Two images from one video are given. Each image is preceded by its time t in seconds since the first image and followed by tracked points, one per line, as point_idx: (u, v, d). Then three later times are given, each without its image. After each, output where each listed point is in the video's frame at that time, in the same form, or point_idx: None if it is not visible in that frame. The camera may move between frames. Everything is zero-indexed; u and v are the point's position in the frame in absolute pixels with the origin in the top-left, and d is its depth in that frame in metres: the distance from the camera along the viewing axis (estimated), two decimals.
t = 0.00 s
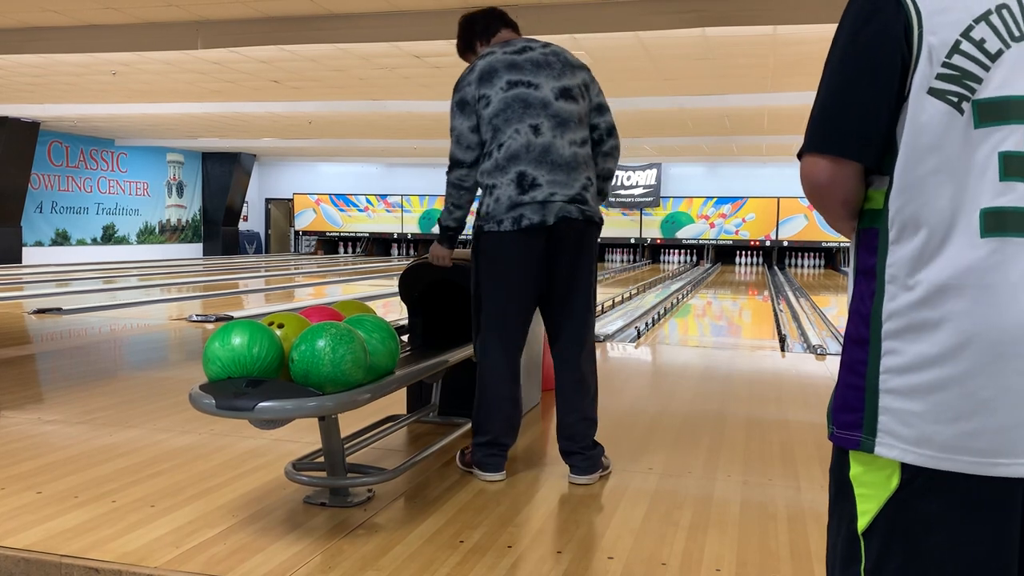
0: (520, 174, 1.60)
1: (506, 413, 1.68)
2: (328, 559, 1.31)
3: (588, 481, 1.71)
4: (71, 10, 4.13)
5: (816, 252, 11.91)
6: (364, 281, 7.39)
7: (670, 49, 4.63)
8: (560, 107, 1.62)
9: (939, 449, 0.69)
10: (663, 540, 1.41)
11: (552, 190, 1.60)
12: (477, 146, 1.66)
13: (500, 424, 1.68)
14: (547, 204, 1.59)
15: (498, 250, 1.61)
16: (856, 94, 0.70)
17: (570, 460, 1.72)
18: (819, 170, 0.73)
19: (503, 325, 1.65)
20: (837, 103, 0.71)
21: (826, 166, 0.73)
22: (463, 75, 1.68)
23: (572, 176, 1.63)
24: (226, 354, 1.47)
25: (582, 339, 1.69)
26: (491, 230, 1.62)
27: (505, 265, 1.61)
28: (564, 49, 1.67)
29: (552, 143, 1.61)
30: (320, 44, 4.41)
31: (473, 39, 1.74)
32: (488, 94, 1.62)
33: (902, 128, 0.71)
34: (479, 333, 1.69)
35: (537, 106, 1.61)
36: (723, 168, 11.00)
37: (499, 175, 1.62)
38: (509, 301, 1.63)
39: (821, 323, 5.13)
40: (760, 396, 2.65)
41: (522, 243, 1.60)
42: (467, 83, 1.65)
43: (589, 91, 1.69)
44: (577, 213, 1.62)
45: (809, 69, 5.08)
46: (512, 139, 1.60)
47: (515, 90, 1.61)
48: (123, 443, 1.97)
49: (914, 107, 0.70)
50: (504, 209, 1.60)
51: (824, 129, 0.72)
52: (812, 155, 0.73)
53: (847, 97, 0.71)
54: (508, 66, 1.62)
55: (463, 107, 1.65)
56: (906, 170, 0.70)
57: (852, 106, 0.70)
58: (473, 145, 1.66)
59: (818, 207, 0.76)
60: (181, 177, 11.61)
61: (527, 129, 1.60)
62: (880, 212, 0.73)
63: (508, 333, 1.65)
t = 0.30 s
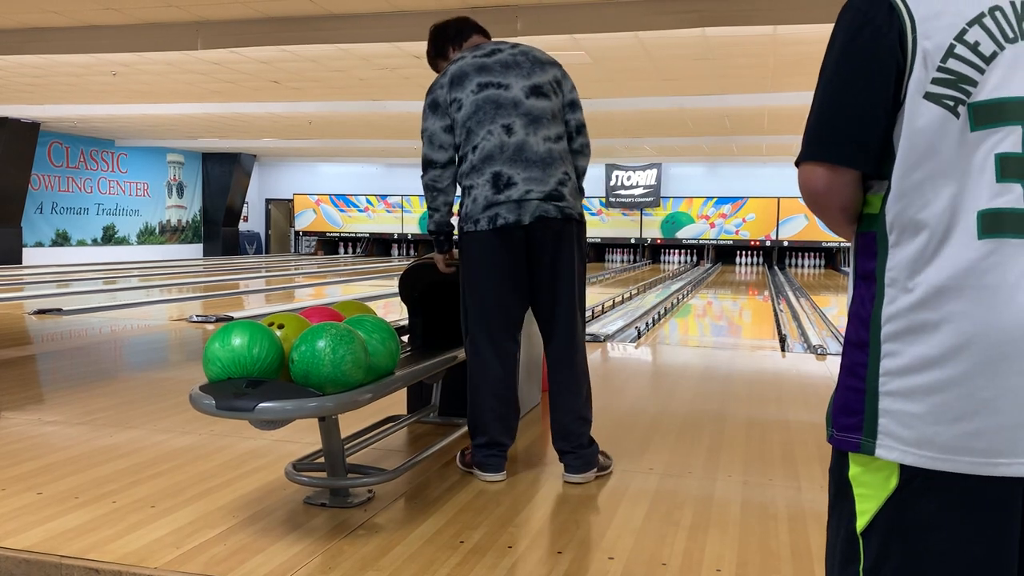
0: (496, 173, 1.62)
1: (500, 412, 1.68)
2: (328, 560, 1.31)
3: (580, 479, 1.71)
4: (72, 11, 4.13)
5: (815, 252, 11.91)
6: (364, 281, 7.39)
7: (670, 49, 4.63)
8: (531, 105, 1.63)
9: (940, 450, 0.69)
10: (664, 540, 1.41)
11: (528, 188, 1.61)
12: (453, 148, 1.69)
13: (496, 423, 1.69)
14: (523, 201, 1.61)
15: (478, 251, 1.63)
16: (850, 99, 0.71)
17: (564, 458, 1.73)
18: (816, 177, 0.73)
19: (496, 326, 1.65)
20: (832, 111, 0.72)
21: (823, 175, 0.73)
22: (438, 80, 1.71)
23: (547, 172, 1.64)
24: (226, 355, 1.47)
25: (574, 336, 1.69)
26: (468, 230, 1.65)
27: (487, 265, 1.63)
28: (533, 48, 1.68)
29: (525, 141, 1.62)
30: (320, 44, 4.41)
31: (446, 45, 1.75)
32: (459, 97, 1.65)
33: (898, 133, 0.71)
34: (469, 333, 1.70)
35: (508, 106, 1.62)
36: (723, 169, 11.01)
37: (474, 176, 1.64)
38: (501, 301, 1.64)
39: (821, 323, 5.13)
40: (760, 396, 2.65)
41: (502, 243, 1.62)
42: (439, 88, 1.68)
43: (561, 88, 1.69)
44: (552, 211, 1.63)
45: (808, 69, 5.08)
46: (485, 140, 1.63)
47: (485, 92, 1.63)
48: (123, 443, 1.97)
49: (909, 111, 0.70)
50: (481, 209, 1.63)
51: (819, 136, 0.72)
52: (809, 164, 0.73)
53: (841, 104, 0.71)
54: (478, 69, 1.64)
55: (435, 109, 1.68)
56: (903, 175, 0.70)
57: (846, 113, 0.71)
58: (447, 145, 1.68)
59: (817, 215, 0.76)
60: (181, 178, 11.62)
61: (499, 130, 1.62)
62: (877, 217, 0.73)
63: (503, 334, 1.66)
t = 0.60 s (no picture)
0: (497, 170, 1.62)
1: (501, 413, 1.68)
2: (330, 560, 1.31)
3: (570, 475, 1.72)
4: (73, 12, 4.13)
5: (816, 252, 11.91)
6: (365, 282, 7.39)
7: (671, 49, 4.62)
8: (524, 101, 1.64)
9: (946, 452, 0.69)
10: (665, 540, 1.41)
11: (530, 181, 1.62)
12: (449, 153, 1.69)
13: (496, 424, 1.69)
14: (526, 195, 1.61)
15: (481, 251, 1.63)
16: (853, 102, 0.71)
17: (556, 454, 1.73)
18: (818, 182, 0.73)
19: (499, 326, 1.65)
20: (834, 113, 0.72)
21: (824, 178, 0.73)
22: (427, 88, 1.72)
23: (546, 166, 1.64)
24: (227, 356, 1.47)
25: (575, 336, 1.70)
26: (472, 231, 1.64)
27: (491, 265, 1.63)
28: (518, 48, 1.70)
29: (522, 136, 1.63)
30: (321, 45, 4.41)
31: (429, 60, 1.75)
32: (452, 101, 1.65)
33: (900, 135, 0.71)
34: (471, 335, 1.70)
35: (502, 104, 1.63)
36: (724, 168, 11.01)
37: (475, 176, 1.64)
38: (504, 302, 1.65)
39: (822, 323, 5.13)
40: (761, 396, 2.64)
41: (505, 241, 1.62)
42: (431, 94, 1.68)
43: (550, 86, 1.71)
44: (554, 202, 1.64)
45: (809, 68, 5.07)
46: (482, 138, 1.62)
47: (478, 92, 1.63)
48: (124, 444, 1.97)
49: (912, 113, 0.70)
50: (484, 208, 1.62)
51: (822, 138, 0.72)
52: (810, 166, 0.74)
53: (843, 107, 0.71)
54: (468, 72, 1.65)
55: (429, 119, 1.68)
56: (905, 176, 0.70)
57: (848, 116, 0.71)
58: (445, 154, 1.67)
59: (818, 218, 0.76)
60: (182, 179, 11.63)
61: (496, 127, 1.62)
62: (879, 219, 0.73)
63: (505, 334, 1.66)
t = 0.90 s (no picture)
0: (509, 166, 1.62)
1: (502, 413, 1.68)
2: (333, 561, 1.31)
3: (576, 471, 1.72)
4: (74, 13, 4.13)
5: (818, 252, 11.90)
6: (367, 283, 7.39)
7: (673, 49, 4.62)
8: (519, 100, 1.65)
9: (946, 453, 0.69)
10: (667, 541, 1.41)
11: (543, 171, 1.63)
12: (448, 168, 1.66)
13: (497, 424, 1.69)
14: (544, 185, 1.62)
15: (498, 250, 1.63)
16: (852, 100, 0.70)
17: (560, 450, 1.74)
18: (809, 180, 0.73)
19: (503, 328, 1.65)
20: (831, 113, 0.71)
21: (816, 176, 0.73)
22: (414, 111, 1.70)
23: (555, 156, 1.66)
24: (229, 357, 1.47)
25: (585, 335, 1.73)
26: (491, 231, 1.62)
27: (501, 266, 1.63)
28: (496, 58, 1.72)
29: (526, 131, 1.63)
30: (322, 46, 4.41)
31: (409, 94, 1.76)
32: (446, 114, 1.64)
33: (898, 135, 0.71)
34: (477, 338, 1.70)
35: (497, 106, 1.64)
36: (725, 168, 11.01)
37: (488, 176, 1.63)
38: (508, 303, 1.64)
39: (824, 323, 5.13)
40: (763, 396, 2.64)
41: (524, 239, 1.62)
42: (420, 114, 1.66)
43: (535, 87, 1.74)
44: (570, 190, 1.65)
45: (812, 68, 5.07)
46: (487, 138, 1.62)
47: (471, 100, 1.64)
48: (126, 445, 1.97)
49: (910, 113, 0.70)
50: (503, 207, 1.61)
51: (818, 137, 0.72)
52: (802, 164, 0.74)
53: (841, 106, 0.71)
54: (455, 86, 1.66)
55: (419, 139, 1.65)
56: (904, 177, 0.70)
57: (847, 115, 0.71)
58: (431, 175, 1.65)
59: (816, 216, 0.76)
60: (184, 180, 11.64)
61: (498, 126, 1.63)
62: (878, 219, 0.73)
63: (509, 335, 1.65)
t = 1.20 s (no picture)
0: (514, 167, 1.63)
1: (504, 412, 1.68)
2: (335, 561, 1.32)
3: (593, 468, 1.71)
4: (76, 14, 4.14)
5: (820, 251, 11.89)
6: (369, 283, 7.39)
7: (675, 49, 4.62)
8: (506, 111, 1.68)
9: (940, 453, 0.69)
10: (669, 541, 1.41)
11: (548, 166, 1.65)
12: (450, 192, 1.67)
13: (501, 422, 1.68)
14: (552, 179, 1.64)
15: (511, 250, 1.63)
16: (851, 100, 0.71)
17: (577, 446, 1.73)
18: (811, 179, 0.75)
19: (508, 327, 1.65)
20: (830, 115, 0.72)
21: (817, 176, 0.74)
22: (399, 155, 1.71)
23: (556, 151, 1.68)
24: (232, 357, 1.47)
25: (598, 337, 1.75)
26: (509, 232, 1.63)
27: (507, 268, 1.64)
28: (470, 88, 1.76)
29: (521, 134, 1.66)
30: (324, 46, 4.42)
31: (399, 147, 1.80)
32: (435, 143, 1.66)
33: (894, 135, 0.71)
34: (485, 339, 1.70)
35: (485, 121, 1.66)
36: (727, 168, 11.01)
37: (496, 181, 1.64)
38: (512, 303, 1.65)
39: (827, 323, 5.13)
40: (766, 396, 2.64)
41: (537, 237, 1.63)
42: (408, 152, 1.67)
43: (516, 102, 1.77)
44: (580, 178, 1.67)
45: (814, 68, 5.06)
46: (485, 150, 1.64)
47: (456, 125, 1.66)
48: (129, 446, 1.97)
49: (907, 113, 0.70)
50: (518, 206, 1.62)
51: (818, 138, 0.73)
52: (805, 164, 0.74)
53: (838, 108, 0.72)
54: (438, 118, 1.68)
55: (410, 173, 1.66)
56: (901, 177, 0.70)
57: (844, 117, 0.71)
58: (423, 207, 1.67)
59: (820, 214, 0.77)
60: (186, 180, 11.67)
61: (492, 136, 1.65)
62: (877, 219, 0.73)
63: (512, 335, 1.66)
